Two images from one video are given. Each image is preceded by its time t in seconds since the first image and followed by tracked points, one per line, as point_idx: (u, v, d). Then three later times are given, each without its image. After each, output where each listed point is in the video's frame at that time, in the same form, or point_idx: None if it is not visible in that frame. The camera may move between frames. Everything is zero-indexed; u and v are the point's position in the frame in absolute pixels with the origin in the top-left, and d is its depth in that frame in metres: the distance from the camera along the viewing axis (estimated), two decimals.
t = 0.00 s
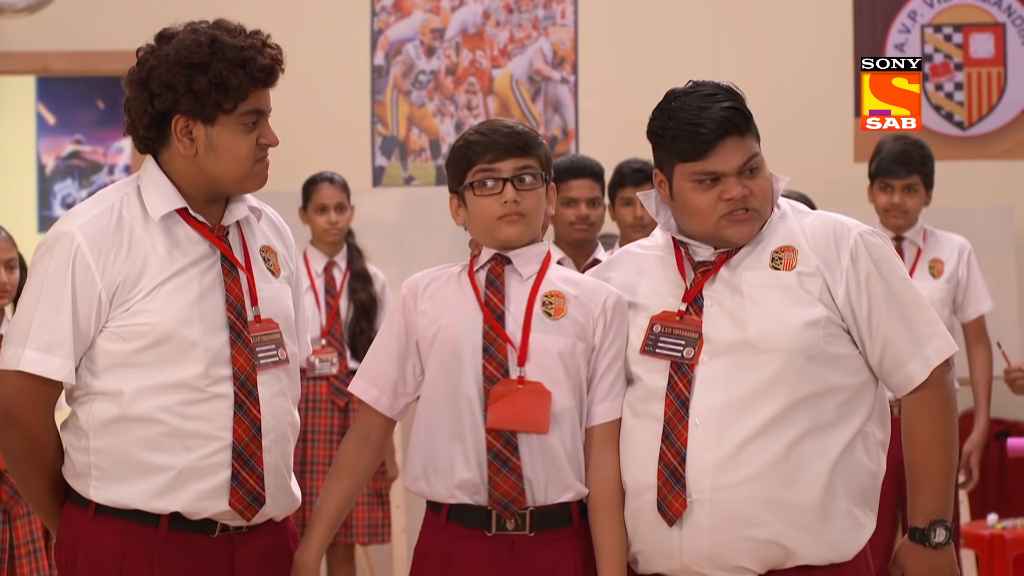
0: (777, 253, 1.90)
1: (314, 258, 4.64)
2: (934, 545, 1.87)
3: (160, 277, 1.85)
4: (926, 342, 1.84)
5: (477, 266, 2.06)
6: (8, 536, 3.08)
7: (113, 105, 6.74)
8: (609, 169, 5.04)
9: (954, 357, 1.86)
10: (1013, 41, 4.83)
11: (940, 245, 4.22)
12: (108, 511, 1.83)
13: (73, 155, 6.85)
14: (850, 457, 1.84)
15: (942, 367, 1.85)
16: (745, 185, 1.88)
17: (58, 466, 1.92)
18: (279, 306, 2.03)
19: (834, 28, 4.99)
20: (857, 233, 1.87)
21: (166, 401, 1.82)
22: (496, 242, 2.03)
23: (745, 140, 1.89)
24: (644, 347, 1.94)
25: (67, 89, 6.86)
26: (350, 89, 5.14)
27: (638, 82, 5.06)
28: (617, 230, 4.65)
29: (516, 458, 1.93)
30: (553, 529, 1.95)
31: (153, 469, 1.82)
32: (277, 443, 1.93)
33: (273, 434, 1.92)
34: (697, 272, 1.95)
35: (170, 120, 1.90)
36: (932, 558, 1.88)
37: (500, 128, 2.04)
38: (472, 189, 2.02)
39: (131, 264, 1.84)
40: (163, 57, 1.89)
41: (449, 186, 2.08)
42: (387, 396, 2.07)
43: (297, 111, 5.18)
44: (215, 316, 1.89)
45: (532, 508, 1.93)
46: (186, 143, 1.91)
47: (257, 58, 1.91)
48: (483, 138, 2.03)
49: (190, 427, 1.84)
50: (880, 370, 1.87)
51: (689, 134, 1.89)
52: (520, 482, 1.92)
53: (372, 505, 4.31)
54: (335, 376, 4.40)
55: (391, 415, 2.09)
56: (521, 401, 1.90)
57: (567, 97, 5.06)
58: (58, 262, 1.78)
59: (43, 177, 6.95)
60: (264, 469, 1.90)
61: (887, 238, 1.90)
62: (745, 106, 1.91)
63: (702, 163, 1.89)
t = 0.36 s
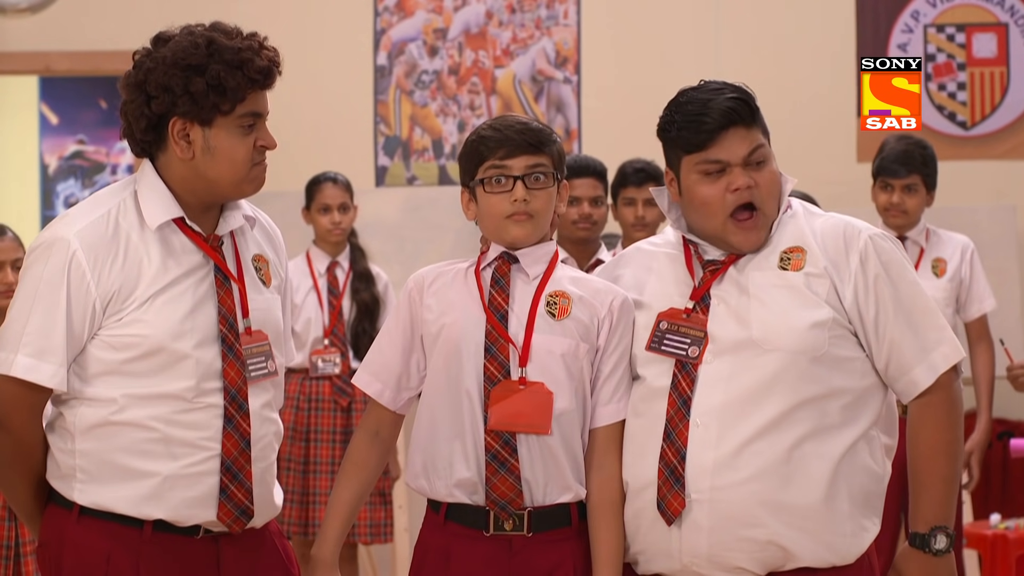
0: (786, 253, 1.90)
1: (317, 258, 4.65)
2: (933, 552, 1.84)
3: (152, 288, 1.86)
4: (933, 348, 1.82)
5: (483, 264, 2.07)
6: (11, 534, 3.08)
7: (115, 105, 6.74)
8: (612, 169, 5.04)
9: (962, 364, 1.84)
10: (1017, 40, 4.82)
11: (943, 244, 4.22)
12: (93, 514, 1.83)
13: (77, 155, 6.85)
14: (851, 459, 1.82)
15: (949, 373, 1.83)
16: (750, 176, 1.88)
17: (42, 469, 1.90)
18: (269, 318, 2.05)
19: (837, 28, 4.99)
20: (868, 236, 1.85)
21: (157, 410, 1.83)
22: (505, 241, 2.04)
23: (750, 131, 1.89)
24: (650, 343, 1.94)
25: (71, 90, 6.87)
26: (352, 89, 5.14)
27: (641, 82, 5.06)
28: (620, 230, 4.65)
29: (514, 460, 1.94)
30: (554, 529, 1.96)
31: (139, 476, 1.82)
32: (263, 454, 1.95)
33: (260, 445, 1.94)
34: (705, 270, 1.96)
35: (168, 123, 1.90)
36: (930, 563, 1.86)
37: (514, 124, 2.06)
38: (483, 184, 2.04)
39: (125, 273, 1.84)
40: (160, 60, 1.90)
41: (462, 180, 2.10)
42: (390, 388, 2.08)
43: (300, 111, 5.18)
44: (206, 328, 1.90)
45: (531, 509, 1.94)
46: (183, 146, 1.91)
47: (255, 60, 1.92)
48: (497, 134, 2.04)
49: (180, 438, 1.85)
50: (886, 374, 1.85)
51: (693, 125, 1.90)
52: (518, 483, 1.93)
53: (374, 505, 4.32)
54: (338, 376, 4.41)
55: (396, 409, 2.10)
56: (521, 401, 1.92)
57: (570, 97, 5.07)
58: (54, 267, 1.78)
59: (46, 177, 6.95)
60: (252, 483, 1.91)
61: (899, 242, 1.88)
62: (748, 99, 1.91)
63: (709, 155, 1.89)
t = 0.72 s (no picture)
0: (797, 256, 1.92)
1: (317, 256, 4.65)
2: (945, 559, 1.87)
3: (155, 284, 1.89)
4: (943, 354, 1.84)
5: (480, 264, 2.07)
6: (13, 532, 3.09)
7: (115, 103, 6.73)
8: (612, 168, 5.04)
9: (971, 372, 1.86)
10: (1016, 39, 4.83)
11: (943, 243, 4.24)
12: (100, 513, 1.86)
13: (76, 153, 6.83)
14: (857, 460, 1.83)
15: (959, 380, 1.86)
16: (743, 157, 1.91)
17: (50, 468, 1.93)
18: (276, 314, 2.08)
19: (836, 27, 4.99)
20: (879, 240, 1.87)
21: (161, 408, 1.86)
22: (503, 243, 2.04)
23: (746, 114, 1.92)
24: (656, 346, 1.95)
25: (70, 88, 6.86)
26: (352, 88, 5.14)
27: (641, 81, 5.06)
28: (620, 228, 4.66)
29: (514, 462, 1.93)
30: (559, 529, 1.96)
31: (144, 473, 1.85)
32: (272, 451, 1.97)
33: (268, 441, 1.96)
34: (712, 271, 1.97)
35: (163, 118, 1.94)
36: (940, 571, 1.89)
37: (511, 124, 2.05)
38: (481, 186, 2.04)
39: (128, 270, 1.88)
40: (154, 55, 1.93)
41: (460, 180, 2.10)
42: (385, 385, 2.09)
43: (299, 109, 5.18)
44: (210, 324, 1.93)
45: (533, 510, 1.94)
46: (178, 142, 1.94)
47: (246, 56, 1.92)
48: (493, 135, 2.04)
49: (184, 435, 1.87)
50: (896, 379, 1.87)
51: (686, 113, 1.96)
52: (518, 485, 1.93)
53: (373, 502, 4.33)
54: (337, 375, 4.40)
55: (391, 406, 2.11)
56: (519, 403, 1.92)
57: (570, 96, 5.07)
58: (57, 265, 1.82)
59: (46, 175, 6.94)
60: (260, 479, 1.94)
61: (910, 247, 1.90)
62: (749, 85, 1.94)
63: (704, 138, 1.93)
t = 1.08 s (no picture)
0: (807, 258, 1.94)
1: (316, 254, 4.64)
2: (947, 567, 1.92)
3: (149, 273, 1.93)
4: (951, 362, 1.88)
5: (501, 263, 2.06)
6: (13, 530, 3.09)
7: (115, 100, 6.68)
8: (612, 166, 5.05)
9: (977, 381, 1.91)
10: (1015, 36, 4.85)
11: (942, 240, 4.24)
12: (109, 509, 1.92)
13: (75, 150, 6.81)
14: (863, 460, 1.85)
15: (965, 388, 1.90)
16: (743, 150, 1.95)
17: (67, 464, 2.00)
18: (287, 306, 2.05)
19: (836, 24, 4.99)
20: (890, 244, 1.89)
21: (157, 400, 1.90)
22: (523, 240, 2.04)
23: (757, 110, 1.95)
24: (665, 345, 1.96)
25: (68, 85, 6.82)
26: (351, 85, 5.13)
27: (641, 79, 5.07)
28: (618, 225, 4.67)
29: (542, 464, 1.93)
30: (578, 529, 1.96)
31: (143, 466, 1.90)
32: (275, 443, 1.98)
33: (268, 433, 1.96)
34: (722, 270, 1.98)
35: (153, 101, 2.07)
36: None
37: (528, 120, 2.05)
38: (500, 185, 2.04)
39: (123, 261, 1.93)
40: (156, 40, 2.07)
41: (476, 178, 2.09)
42: (411, 387, 2.09)
43: (298, 107, 5.17)
44: (206, 314, 1.95)
45: (558, 509, 1.94)
46: (162, 123, 2.04)
47: (207, 43, 1.97)
48: (510, 132, 2.04)
49: (178, 426, 1.90)
50: (903, 384, 1.90)
51: (701, 101, 2.01)
52: (546, 487, 1.93)
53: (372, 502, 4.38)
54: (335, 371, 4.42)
55: (415, 406, 2.11)
56: (546, 407, 1.90)
57: (570, 93, 5.07)
58: (54, 259, 1.89)
59: (45, 173, 6.92)
60: (258, 469, 1.95)
61: (920, 252, 1.93)
62: (764, 81, 1.96)
63: (711, 127, 1.98)
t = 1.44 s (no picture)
0: (812, 262, 1.93)
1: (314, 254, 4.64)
2: None
3: (148, 270, 1.96)
4: (954, 373, 1.87)
5: (484, 266, 2.07)
6: (9, 530, 3.10)
7: (111, 100, 6.71)
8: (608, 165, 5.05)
9: (978, 393, 1.91)
10: (1012, 36, 4.84)
11: (938, 240, 4.26)
12: (108, 506, 1.96)
13: (72, 150, 6.82)
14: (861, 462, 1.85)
15: (967, 400, 1.89)
16: (763, 151, 1.94)
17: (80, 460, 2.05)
18: (291, 307, 2.03)
19: (834, 24, 4.98)
20: (898, 252, 1.88)
21: (151, 397, 1.92)
22: (508, 242, 2.04)
23: (785, 112, 1.94)
24: (666, 344, 1.95)
25: (64, 85, 6.82)
26: (348, 85, 5.13)
27: (637, 79, 5.07)
28: (614, 225, 4.67)
29: (538, 467, 1.94)
30: (580, 527, 1.98)
31: (136, 464, 1.92)
32: (268, 444, 1.96)
33: (262, 433, 1.95)
34: (726, 270, 1.98)
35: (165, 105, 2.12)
36: None
37: (507, 122, 2.05)
38: (482, 186, 2.03)
39: (123, 258, 1.96)
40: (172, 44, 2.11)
41: (456, 182, 2.09)
42: (389, 386, 2.07)
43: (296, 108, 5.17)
44: (201, 313, 1.95)
45: (561, 510, 1.96)
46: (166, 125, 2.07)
47: (193, 43, 2.00)
48: (490, 134, 2.03)
49: (170, 426, 1.92)
50: (903, 392, 1.90)
51: (733, 90, 2.00)
52: (543, 490, 1.94)
53: (369, 503, 4.34)
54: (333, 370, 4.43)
55: (394, 406, 2.09)
56: (533, 411, 1.92)
57: (566, 93, 5.07)
58: (60, 256, 1.96)
59: (41, 172, 6.92)
60: (247, 469, 1.94)
61: (927, 258, 1.92)
62: (800, 84, 1.95)
63: (736, 121, 1.97)
